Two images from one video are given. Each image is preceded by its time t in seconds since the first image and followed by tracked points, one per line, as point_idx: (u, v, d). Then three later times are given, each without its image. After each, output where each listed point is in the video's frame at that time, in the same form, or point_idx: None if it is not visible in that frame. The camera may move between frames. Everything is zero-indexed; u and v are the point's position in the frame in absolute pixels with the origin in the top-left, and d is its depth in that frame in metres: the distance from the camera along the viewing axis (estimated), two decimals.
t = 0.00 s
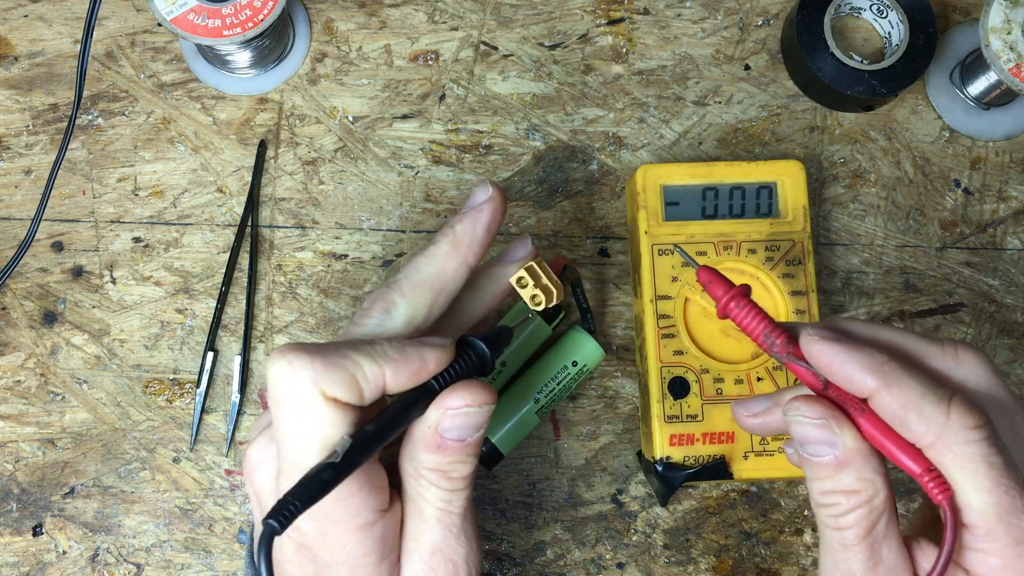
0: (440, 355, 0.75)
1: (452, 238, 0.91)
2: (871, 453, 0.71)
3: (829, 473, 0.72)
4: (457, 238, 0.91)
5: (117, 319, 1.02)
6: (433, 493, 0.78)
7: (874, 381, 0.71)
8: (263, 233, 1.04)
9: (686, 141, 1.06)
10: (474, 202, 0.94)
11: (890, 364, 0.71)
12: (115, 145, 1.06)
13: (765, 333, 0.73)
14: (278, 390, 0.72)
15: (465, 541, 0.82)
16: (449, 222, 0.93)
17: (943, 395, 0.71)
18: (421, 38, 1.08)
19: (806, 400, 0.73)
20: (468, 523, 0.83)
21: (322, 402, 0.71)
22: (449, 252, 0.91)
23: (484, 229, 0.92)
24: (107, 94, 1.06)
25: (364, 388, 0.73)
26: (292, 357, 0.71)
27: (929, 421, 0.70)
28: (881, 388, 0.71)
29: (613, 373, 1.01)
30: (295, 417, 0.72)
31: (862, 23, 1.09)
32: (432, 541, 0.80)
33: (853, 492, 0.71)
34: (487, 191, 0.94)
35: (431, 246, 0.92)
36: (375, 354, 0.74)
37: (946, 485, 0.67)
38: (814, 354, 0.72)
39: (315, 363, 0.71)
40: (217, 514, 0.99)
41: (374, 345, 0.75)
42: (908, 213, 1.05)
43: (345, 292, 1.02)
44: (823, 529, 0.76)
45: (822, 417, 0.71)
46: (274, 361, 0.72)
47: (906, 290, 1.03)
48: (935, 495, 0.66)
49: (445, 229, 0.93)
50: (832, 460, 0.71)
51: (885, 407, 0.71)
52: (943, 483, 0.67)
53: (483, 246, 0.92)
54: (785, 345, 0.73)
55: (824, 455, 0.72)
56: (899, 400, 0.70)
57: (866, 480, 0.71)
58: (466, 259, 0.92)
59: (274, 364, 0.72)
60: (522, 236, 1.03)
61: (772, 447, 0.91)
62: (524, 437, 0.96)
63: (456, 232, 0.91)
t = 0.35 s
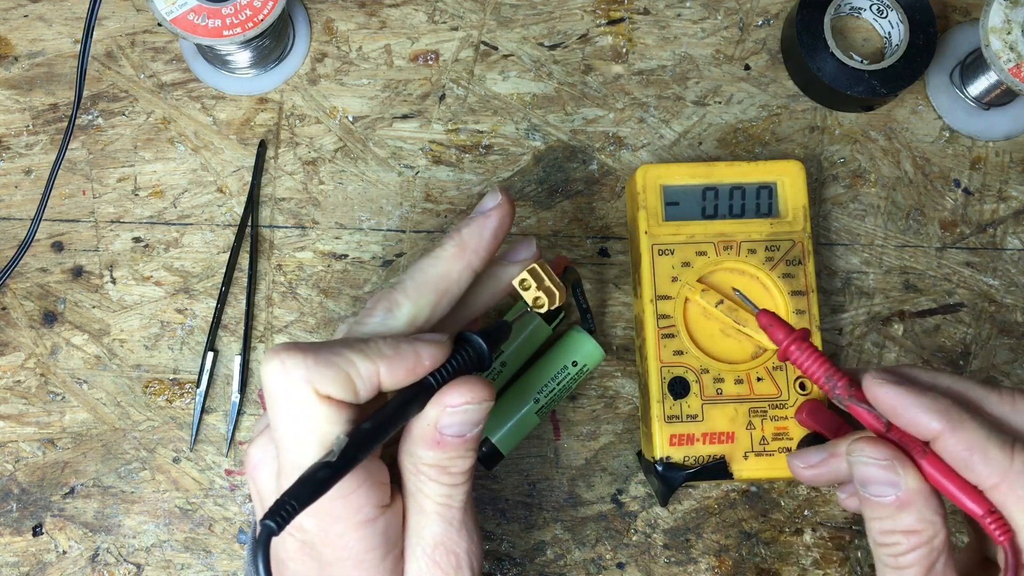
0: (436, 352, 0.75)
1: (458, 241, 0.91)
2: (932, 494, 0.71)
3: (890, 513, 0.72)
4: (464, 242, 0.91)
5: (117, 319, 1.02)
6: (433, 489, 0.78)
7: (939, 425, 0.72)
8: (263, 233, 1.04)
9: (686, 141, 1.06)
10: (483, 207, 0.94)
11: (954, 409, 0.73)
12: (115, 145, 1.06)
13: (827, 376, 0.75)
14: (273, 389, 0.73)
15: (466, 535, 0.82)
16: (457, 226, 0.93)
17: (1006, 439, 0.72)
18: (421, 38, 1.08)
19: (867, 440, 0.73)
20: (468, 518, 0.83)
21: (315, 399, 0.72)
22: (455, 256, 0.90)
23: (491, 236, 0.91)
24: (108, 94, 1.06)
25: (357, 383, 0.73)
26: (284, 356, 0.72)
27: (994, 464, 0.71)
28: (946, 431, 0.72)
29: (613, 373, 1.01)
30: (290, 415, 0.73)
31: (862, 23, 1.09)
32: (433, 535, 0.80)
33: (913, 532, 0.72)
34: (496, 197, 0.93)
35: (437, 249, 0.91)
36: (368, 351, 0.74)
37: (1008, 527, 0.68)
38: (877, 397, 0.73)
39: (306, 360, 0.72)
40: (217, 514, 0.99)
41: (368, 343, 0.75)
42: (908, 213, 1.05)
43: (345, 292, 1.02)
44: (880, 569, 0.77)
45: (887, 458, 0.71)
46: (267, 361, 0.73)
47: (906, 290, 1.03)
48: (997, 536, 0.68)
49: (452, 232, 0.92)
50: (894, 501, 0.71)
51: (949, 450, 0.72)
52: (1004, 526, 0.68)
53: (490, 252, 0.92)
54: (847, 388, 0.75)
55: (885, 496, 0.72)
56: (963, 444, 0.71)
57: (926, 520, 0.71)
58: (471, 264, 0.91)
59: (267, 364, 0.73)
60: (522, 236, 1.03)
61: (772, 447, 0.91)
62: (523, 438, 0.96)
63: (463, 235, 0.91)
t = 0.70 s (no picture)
0: (444, 347, 0.77)
1: (465, 241, 0.91)
2: (937, 532, 0.70)
3: (895, 552, 0.72)
4: (471, 242, 0.91)
5: (117, 319, 1.02)
6: (441, 481, 0.79)
7: (942, 462, 0.71)
8: (263, 233, 1.04)
9: (686, 141, 1.06)
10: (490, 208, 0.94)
11: (956, 445, 0.72)
12: (115, 145, 1.06)
13: (827, 411, 0.74)
14: (284, 382, 0.73)
15: (473, 526, 0.83)
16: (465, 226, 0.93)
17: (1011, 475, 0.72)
18: (421, 38, 1.08)
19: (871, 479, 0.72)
20: (474, 510, 0.84)
21: (328, 394, 0.72)
22: (461, 255, 0.91)
23: (498, 236, 0.92)
24: (108, 94, 1.06)
25: (368, 378, 0.73)
26: (298, 349, 0.71)
27: (999, 502, 0.70)
28: (949, 469, 0.71)
29: (613, 373, 1.01)
30: (302, 410, 0.72)
31: (862, 23, 1.09)
32: (441, 527, 0.81)
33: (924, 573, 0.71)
34: (505, 201, 0.94)
35: (445, 248, 0.92)
36: (378, 347, 0.75)
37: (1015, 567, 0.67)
38: (879, 433, 0.73)
39: (320, 354, 0.72)
40: (217, 514, 0.99)
41: (377, 338, 0.76)
42: (908, 213, 1.05)
43: (345, 292, 1.02)
44: None
45: (892, 497, 0.70)
46: (280, 355, 0.72)
47: (906, 290, 1.03)
48: None
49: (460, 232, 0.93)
50: (899, 540, 0.71)
51: (953, 488, 0.71)
52: (1011, 564, 0.67)
53: (495, 253, 0.92)
54: (847, 423, 0.75)
55: (891, 535, 0.71)
56: (968, 480, 0.71)
57: (933, 558, 0.70)
58: (477, 264, 0.91)
59: (280, 358, 0.72)
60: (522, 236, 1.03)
61: (772, 447, 0.91)
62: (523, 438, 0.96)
63: (470, 235, 0.91)
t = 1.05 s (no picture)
0: (448, 349, 0.76)
1: (474, 257, 0.90)
2: None
3: None
4: (480, 257, 0.90)
5: (117, 319, 1.02)
6: (443, 482, 0.80)
7: (934, 517, 0.70)
8: (263, 233, 1.04)
9: (686, 141, 1.06)
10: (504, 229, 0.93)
11: (949, 498, 0.70)
12: (115, 145, 1.06)
13: (811, 466, 0.75)
14: (292, 381, 0.71)
15: (475, 527, 0.84)
16: (476, 240, 0.92)
17: (1009, 526, 0.69)
18: (421, 38, 1.08)
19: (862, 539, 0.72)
20: (476, 511, 0.85)
21: (336, 393, 0.70)
22: (469, 269, 0.90)
23: (508, 258, 0.91)
24: (108, 94, 1.06)
25: (376, 381, 0.73)
26: (307, 349, 0.70)
27: (1003, 558, 0.68)
28: (943, 524, 0.69)
29: (613, 373, 1.01)
30: (310, 408, 0.72)
31: (862, 23, 1.09)
32: (444, 529, 0.82)
33: None
34: (520, 224, 0.93)
35: (453, 259, 0.91)
36: (385, 350, 0.74)
37: None
38: (863, 490, 0.72)
39: (329, 355, 0.70)
40: (217, 514, 0.99)
41: (384, 341, 0.75)
42: (908, 213, 1.05)
43: (345, 292, 1.02)
44: None
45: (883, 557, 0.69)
46: (287, 352, 0.70)
47: (906, 290, 1.03)
48: None
49: (469, 245, 0.92)
50: None
51: (951, 543, 0.70)
52: None
53: (503, 273, 0.91)
54: (834, 479, 0.75)
55: None
56: (963, 535, 0.69)
57: None
58: (484, 282, 0.90)
59: (287, 355, 0.70)
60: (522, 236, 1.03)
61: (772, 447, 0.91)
62: (524, 437, 0.96)
63: (480, 251, 0.90)
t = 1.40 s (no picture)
0: (447, 396, 0.76)
1: (447, 278, 0.87)
2: None
3: None
4: (453, 279, 0.87)
5: (117, 319, 1.02)
6: (440, 525, 0.79)
7: (769, 536, 0.71)
8: (263, 233, 1.04)
9: (686, 141, 1.06)
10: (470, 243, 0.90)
11: (776, 518, 0.71)
12: (115, 145, 1.06)
13: (674, 473, 0.76)
14: (294, 428, 0.72)
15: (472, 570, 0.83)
16: (444, 262, 0.89)
17: (837, 548, 0.69)
18: (421, 38, 1.08)
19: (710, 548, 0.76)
20: (473, 553, 0.84)
21: (337, 440, 0.71)
22: (444, 292, 0.86)
23: (480, 270, 0.88)
24: (107, 94, 1.06)
25: (375, 429, 0.73)
26: (309, 397, 0.70)
27: None
28: (776, 544, 0.71)
29: (613, 373, 1.01)
30: (311, 453, 0.72)
31: (862, 23, 1.09)
32: (440, 571, 0.81)
33: None
34: (484, 233, 0.90)
35: (426, 286, 0.87)
36: (385, 398, 0.74)
37: None
38: (716, 504, 0.73)
39: (330, 402, 0.71)
40: (217, 514, 0.99)
41: (384, 389, 0.75)
42: (908, 212, 1.05)
43: (345, 292, 1.02)
44: None
45: (728, 568, 0.75)
46: (290, 400, 0.71)
47: (906, 290, 1.03)
48: None
49: (439, 268, 0.88)
50: None
51: (786, 561, 0.70)
52: None
53: (478, 287, 0.88)
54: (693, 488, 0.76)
55: None
56: (798, 553, 0.69)
57: None
58: (461, 300, 0.87)
59: (291, 403, 0.71)
60: (522, 236, 1.03)
61: (772, 447, 0.91)
62: (524, 437, 0.96)
63: (451, 272, 0.87)
